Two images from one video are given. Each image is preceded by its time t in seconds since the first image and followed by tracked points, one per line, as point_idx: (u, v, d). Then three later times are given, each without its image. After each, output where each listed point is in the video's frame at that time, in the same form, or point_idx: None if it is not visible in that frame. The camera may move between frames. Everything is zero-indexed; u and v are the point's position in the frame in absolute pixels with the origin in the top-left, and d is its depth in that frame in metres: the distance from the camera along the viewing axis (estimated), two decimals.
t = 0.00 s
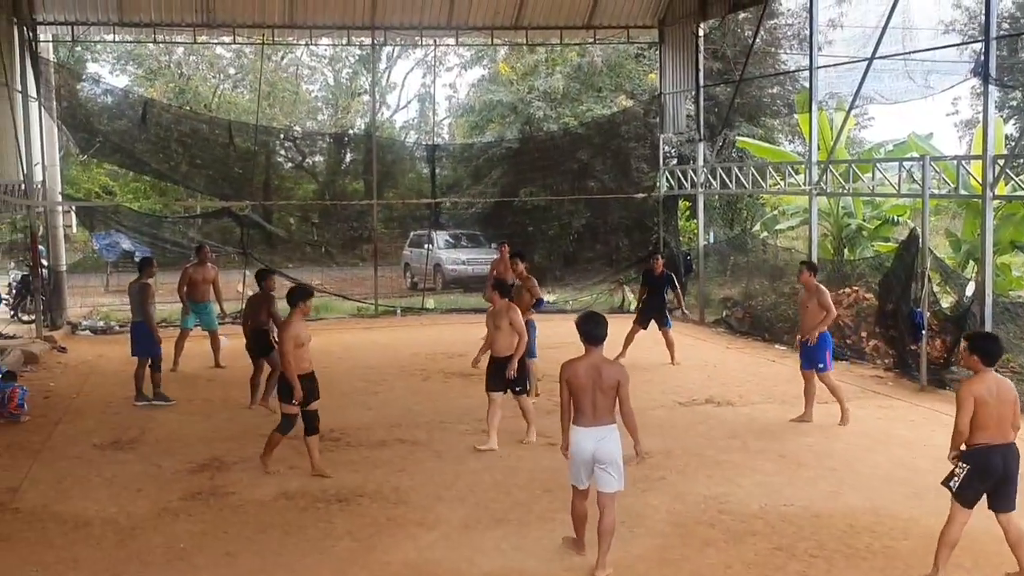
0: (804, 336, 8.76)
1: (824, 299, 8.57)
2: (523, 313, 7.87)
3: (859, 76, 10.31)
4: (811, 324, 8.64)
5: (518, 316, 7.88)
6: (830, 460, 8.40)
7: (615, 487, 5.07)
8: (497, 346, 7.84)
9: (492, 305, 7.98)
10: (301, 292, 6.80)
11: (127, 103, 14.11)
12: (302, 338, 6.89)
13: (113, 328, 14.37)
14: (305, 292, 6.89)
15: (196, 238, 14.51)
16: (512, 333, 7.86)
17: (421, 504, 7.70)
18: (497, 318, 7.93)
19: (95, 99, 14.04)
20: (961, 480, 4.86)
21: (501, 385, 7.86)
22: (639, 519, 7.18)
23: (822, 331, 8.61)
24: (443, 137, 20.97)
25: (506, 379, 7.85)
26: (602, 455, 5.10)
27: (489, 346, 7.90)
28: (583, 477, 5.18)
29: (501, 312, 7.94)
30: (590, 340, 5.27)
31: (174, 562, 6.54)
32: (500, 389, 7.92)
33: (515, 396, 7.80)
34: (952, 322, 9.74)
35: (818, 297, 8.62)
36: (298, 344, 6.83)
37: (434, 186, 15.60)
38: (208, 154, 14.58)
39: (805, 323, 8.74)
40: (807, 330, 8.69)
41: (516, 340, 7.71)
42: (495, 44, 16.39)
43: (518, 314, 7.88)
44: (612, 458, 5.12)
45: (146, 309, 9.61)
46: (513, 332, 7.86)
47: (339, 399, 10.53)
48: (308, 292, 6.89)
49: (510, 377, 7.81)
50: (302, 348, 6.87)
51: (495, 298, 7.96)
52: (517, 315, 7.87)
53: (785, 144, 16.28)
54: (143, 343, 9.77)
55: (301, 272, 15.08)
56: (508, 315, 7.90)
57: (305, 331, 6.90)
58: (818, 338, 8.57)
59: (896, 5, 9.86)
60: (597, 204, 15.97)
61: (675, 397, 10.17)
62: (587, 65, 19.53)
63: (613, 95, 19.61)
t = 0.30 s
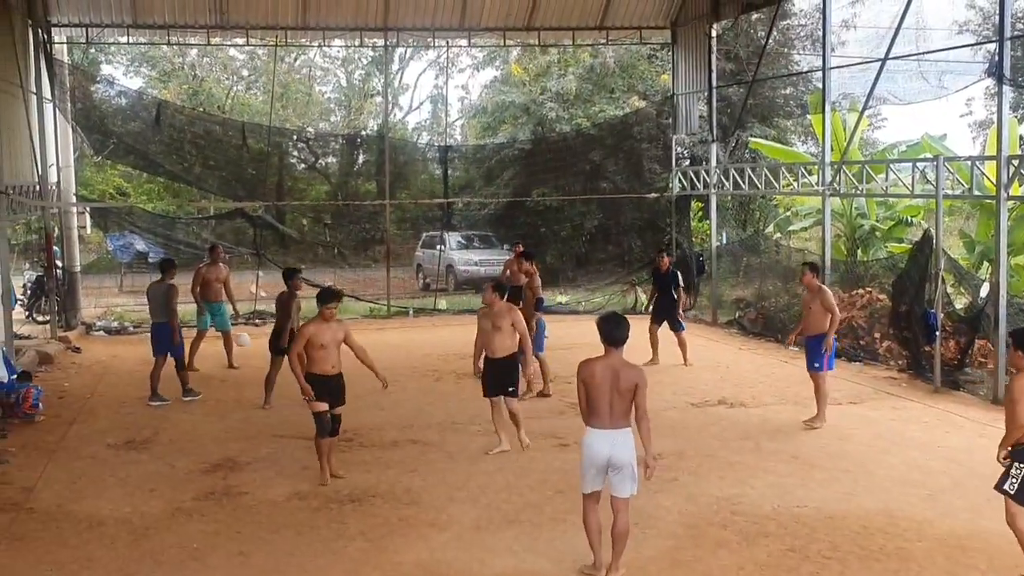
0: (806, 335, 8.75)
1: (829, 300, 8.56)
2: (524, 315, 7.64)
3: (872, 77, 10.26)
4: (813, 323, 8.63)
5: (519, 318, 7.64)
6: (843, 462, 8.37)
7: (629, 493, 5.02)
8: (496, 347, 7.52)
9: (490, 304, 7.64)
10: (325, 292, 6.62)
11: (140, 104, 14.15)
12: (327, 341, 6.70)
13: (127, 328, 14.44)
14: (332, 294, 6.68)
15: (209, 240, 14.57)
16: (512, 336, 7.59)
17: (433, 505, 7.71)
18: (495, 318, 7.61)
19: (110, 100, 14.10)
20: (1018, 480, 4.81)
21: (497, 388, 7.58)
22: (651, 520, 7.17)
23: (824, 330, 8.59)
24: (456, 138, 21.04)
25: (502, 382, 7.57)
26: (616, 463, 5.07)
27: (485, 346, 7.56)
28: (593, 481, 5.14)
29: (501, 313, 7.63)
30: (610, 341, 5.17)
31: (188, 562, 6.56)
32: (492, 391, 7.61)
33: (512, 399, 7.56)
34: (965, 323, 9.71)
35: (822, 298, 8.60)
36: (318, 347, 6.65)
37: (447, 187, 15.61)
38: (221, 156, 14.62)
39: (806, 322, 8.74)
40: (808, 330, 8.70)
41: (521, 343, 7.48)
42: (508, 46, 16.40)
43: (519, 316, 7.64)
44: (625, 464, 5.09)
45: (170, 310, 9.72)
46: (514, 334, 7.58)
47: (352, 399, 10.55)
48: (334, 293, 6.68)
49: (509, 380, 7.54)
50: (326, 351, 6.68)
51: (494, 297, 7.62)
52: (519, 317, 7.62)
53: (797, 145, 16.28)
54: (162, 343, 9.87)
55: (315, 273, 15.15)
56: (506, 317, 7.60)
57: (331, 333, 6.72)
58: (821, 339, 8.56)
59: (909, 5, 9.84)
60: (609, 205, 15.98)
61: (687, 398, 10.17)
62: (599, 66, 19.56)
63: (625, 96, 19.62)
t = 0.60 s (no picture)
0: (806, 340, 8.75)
1: (828, 302, 8.61)
2: (527, 327, 7.63)
3: (881, 78, 10.19)
4: (813, 328, 8.65)
5: (521, 329, 7.62)
6: (852, 464, 8.35)
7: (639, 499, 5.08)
8: (495, 355, 7.50)
9: (492, 312, 7.61)
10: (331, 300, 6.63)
11: (150, 105, 14.20)
12: (336, 348, 6.69)
13: (136, 329, 14.60)
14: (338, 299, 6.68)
15: (218, 240, 14.61)
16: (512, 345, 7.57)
17: (441, 505, 7.72)
18: (496, 326, 7.58)
19: (120, 100, 14.14)
20: None
21: (492, 396, 7.55)
22: (660, 521, 7.17)
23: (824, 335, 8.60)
24: (465, 139, 21.07)
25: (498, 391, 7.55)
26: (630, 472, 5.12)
27: (484, 354, 7.53)
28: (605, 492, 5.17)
29: (503, 321, 7.61)
30: (620, 347, 5.17)
31: (197, 561, 6.57)
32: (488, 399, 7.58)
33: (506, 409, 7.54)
34: (975, 325, 9.69)
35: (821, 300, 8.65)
36: (326, 354, 6.65)
37: (456, 188, 15.62)
38: (231, 156, 14.64)
39: (806, 327, 8.76)
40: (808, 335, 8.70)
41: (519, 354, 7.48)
42: (517, 47, 16.40)
43: (522, 326, 7.62)
44: (637, 470, 5.14)
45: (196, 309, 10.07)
46: (514, 343, 7.57)
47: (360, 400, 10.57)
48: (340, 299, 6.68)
49: (505, 389, 7.51)
50: (336, 358, 6.67)
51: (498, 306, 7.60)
52: (521, 328, 7.61)
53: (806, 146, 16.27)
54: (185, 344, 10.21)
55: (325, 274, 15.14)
56: (507, 326, 7.59)
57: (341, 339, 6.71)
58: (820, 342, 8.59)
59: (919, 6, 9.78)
60: (618, 206, 15.98)
61: (695, 399, 10.16)
62: (608, 67, 19.58)
63: (635, 97, 19.62)
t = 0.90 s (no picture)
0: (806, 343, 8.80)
1: (830, 306, 8.66)
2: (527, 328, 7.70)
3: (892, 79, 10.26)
4: (813, 330, 8.70)
5: (521, 330, 7.68)
6: (860, 465, 8.33)
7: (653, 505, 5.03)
8: (497, 354, 7.52)
9: (494, 312, 7.65)
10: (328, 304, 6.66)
11: (160, 102, 14.23)
12: (340, 350, 6.71)
13: (144, 325, 14.72)
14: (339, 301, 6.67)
15: (226, 238, 14.62)
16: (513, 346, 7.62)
17: (448, 503, 7.72)
18: (496, 326, 7.61)
19: (129, 98, 14.17)
20: None
21: (491, 395, 7.50)
22: (666, 520, 7.16)
23: (822, 338, 8.63)
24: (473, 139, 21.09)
25: (500, 393, 7.52)
26: (643, 478, 5.06)
27: (485, 354, 7.55)
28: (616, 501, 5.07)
29: (504, 321, 7.64)
30: (627, 352, 5.13)
31: (203, 557, 6.58)
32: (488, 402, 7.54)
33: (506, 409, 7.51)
34: (983, 326, 9.65)
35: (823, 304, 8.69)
36: (332, 358, 6.70)
37: (464, 187, 15.62)
38: (239, 153, 14.64)
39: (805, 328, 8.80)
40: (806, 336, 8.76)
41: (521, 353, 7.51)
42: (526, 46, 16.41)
43: (522, 327, 7.68)
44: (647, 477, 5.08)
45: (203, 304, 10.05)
46: (515, 344, 7.61)
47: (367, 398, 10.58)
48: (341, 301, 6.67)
49: (507, 389, 7.49)
50: (339, 361, 6.69)
51: (499, 306, 7.66)
52: (522, 329, 7.66)
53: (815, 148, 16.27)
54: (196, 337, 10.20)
55: (333, 272, 15.14)
56: (508, 326, 7.62)
57: (343, 342, 6.72)
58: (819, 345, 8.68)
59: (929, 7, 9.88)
60: (626, 206, 15.99)
61: (703, 400, 10.16)
62: (617, 68, 19.58)
63: (644, 97, 19.62)
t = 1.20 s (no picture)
0: (807, 345, 9.13)
1: (831, 309, 8.89)
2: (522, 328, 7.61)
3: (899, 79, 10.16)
4: (814, 331, 8.96)
5: (517, 332, 7.62)
6: (865, 466, 8.32)
7: (665, 510, 4.98)
8: (493, 360, 7.51)
9: (487, 317, 7.61)
10: (331, 309, 6.67)
11: (167, 100, 14.20)
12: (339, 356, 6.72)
13: (151, 323, 14.67)
14: (342, 309, 6.69)
15: (234, 236, 14.61)
16: (510, 350, 7.58)
17: (452, 502, 7.72)
18: (492, 331, 7.58)
19: (136, 95, 14.15)
20: None
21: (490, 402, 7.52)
22: (671, 521, 7.14)
23: (821, 339, 8.92)
24: (480, 138, 21.12)
25: (500, 398, 7.55)
26: (655, 481, 5.00)
27: (484, 359, 7.55)
28: (627, 501, 5.05)
29: (498, 324, 7.60)
30: (643, 353, 5.15)
31: (208, 556, 6.59)
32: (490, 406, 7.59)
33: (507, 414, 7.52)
34: (989, 328, 9.61)
35: (825, 308, 8.91)
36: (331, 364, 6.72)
37: (471, 187, 15.59)
38: (246, 152, 14.63)
39: (807, 329, 9.06)
40: (805, 337, 9.06)
41: (515, 357, 7.47)
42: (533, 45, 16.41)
43: (518, 329, 7.61)
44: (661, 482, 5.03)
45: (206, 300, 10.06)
46: (511, 349, 7.57)
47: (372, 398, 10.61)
48: (344, 308, 6.69)
49: (506, 396, 7.53)
50: (339, 367, 6.70)
51: (492, 311, 7.61)
52: (517, 331, 7.59)
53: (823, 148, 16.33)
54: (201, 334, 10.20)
55: (337, 270, 15.20)
56: (504, 330, 7.57)
57: (344, 348, 6.73)
58: (818, 348, 8.98)
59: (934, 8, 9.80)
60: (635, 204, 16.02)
61: (708, 400, 10.15)
62: (624, 67, 19.52)
63: (650, 97, 19.62)
